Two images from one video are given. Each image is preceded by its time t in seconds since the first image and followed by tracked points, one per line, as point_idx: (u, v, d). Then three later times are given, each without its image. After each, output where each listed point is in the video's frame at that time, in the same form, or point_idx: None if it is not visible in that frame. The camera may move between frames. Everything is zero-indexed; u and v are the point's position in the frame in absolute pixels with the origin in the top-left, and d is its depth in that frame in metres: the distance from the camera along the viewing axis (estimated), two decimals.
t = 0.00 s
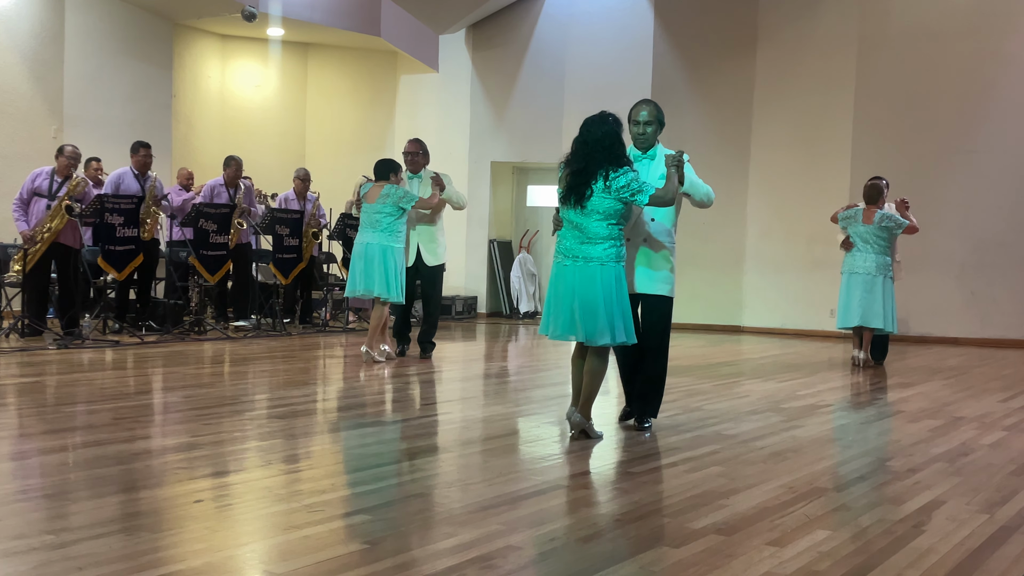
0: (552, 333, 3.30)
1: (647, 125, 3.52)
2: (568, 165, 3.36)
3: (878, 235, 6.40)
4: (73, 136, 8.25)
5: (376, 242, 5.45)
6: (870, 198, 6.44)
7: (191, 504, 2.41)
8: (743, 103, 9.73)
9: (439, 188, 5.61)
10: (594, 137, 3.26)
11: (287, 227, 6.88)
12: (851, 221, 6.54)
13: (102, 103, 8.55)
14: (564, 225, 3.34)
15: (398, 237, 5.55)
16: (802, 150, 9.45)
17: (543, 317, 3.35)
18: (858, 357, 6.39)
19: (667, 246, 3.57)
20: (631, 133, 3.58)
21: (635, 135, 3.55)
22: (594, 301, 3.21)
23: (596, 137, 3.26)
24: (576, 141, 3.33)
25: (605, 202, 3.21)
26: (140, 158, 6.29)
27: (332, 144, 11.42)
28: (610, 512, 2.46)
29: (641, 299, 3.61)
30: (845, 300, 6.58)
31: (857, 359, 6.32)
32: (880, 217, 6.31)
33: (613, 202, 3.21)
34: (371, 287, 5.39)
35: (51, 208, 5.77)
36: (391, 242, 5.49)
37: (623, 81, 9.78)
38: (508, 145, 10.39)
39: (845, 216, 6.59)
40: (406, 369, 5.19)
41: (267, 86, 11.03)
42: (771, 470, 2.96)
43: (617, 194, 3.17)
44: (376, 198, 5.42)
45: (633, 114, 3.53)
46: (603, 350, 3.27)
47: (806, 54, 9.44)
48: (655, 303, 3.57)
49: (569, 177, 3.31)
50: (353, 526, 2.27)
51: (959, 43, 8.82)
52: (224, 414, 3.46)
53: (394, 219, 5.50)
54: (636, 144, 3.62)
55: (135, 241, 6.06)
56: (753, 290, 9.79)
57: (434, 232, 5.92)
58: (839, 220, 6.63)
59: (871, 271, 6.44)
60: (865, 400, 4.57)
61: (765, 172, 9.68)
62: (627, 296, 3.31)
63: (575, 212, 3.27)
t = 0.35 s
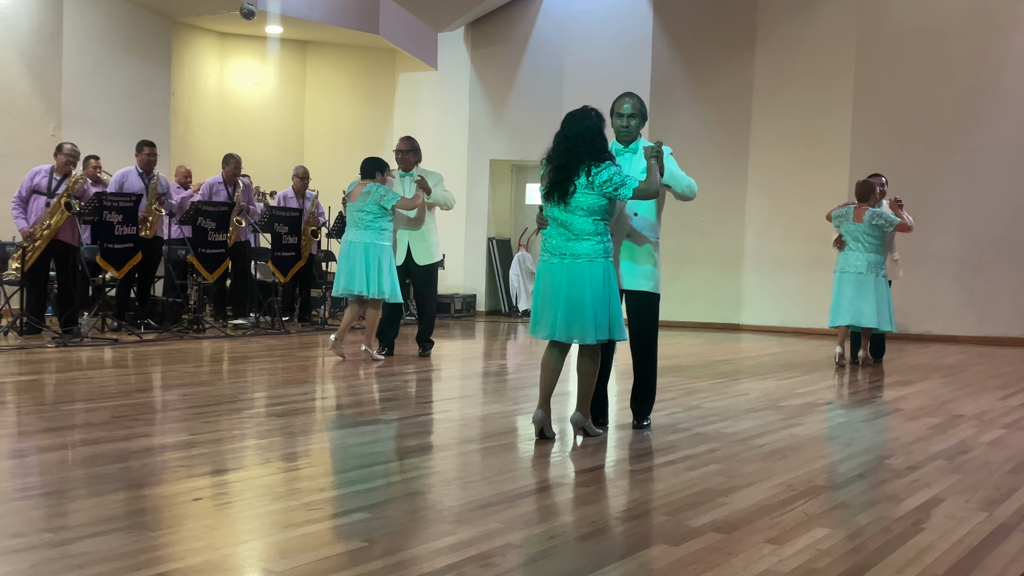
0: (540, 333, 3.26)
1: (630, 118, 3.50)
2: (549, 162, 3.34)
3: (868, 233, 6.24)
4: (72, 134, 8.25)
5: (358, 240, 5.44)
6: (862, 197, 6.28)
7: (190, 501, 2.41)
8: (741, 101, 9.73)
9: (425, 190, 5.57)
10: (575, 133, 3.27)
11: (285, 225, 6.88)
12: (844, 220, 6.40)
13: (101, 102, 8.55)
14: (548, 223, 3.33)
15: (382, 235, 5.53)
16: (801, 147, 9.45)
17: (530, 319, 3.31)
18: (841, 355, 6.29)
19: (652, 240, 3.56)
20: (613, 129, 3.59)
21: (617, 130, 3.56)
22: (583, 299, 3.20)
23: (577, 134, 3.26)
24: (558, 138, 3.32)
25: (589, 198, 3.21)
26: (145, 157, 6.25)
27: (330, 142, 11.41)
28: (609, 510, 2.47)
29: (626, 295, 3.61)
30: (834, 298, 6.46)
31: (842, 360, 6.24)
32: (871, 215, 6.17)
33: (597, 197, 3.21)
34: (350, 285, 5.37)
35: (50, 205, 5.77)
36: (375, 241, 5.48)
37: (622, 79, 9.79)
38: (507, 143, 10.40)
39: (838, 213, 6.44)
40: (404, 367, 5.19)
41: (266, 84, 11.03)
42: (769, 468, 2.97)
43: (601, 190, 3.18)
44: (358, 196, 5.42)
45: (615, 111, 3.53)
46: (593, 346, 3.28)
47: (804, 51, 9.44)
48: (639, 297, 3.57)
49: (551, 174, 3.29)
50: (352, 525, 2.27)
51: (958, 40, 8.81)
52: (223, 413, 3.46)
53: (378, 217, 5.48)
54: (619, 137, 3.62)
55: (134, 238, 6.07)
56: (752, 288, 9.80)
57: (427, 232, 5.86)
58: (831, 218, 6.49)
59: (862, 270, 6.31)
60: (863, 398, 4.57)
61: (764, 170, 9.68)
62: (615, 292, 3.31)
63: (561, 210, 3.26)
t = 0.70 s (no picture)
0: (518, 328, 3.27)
1: (615, 115, 3.50)
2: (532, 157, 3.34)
3: (855, 230, 6.23)
4: (68, 132, 8.24)
5: (335, 235, 5.44)
6: (852, 195, 6.26)
7: (187, 500, 2.41)
8: (738, 99, 9.73)
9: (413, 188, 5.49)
10: (556, 126, 3.26)
11: (282, 224, 6.88)
12: (833, 218, 6.38)
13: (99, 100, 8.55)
14: (531, 218, 3.33)
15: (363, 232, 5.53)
16: (798, 146, 9.45)
17: (505, 313, 3.30)
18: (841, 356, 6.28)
19: (638, 236, 3.57)
20: (598, 125, 3.59)
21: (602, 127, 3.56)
22: (563, 295, 3.21)
23: (559, 127, 3.25)
24: (540, 133, 3.31)
25: (571, 191, 3.21)
26: (146, 157, 6.23)
27: (327, 140, 11.39)
28: (606, 509, 2.47)
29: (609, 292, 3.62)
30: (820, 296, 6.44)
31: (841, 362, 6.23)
32: (859, 213, 6.16)
33: (580, 191, 3.21)
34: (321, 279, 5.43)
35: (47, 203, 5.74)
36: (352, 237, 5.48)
37: (619, 78, 9.80)
38: (505, 141, 10.41)
39: (827, 211, 6.43)
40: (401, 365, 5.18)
41: (262, 82, 11.02)
42: (766, 467, 2.97)
43: (584, 182, 3.19)
44: (339, 190, 5.43)
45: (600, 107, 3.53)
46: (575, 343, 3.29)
47: (801, 50, 9.44)
48: (623, 293, 3.59)
49: (534, 169, 3.30)
50: (348, 523, 2.26)
51: (956, 40, 8.82)
52: (220, 411, 3.46)
53: (358, 212, 5.47)
54: (605, 135, 3.62)
55: (131, 236, 6.08)
56: (749, 287, 9.80)
57: (413, 229, 5.82)
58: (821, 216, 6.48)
59: (848, 268, 6.29)
60: (859, 396, 4.58)
61: (762, 169, 9.68)
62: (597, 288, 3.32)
63: (543, 205, 3.26)
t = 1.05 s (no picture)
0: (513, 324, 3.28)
1: (611, 112, 3.50)
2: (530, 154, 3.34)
3: (847, 227, 6.23)
4: (60, 128, 8.22)
5: (323, 232, 5.45)
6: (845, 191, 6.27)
7: (178, 496, 2.40)
8: (732, 97, 9.73)
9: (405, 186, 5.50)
10: (555, 123, 3.25)
11: (275, 219, 6.87)
12: (827, 214, 6.40)
13: (92, 96, 8.53)
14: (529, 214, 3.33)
15: (351, 229, 5.52)
16: (792, 144, 9.46)
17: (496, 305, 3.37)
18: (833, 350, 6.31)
19: (634, 233, 3.58)
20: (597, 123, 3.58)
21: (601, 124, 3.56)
22: (559, 293, 3.21)
23: (556, 124, 3.25)
24: (538, 130, 3.31)
25: (571, 189, 3.21)
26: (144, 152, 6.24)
27: (321, 137, 11.38)
28: (599, 505, 2.47)
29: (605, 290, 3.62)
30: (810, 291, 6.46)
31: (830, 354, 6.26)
32: (851, 210, 6.16)
33: (580, 188, 3.21)
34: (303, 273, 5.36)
35: (38, 198, 5.70)
36: (337, 233, 5.46)
37: (613, 75, 9.79)
38: (498, 138, 10.40)
39: (822, 206, 6.44)
40: (394, 362, 5.18)
41: (255, 77, 11.00)
42: (759, 464, 2.97)
43: (583, 180, 3.19)
44: (327, 186, 5.45)
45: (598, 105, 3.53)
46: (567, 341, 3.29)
47: (795, 47, 9.43)
48: (619, 291, 3.58)
49: (531, 166, 3.30)
50: (339, 520, 2.26)
51: (949, 37, 8.84)
52: (212, 407, 3.45)
53: (347, 209, 5.47)
54: (601, 132, 3.61)
55: (123, 232, 6.06)
56: (742, 284, 9.82)
57: (408, 226, 5.78)
58: (816, 211, 6.49)
59: (838, 264, 6.31)
60: (852, 393, 4.59)
61: (756, 167, 9.67)
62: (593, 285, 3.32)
63: (541, 202, 3.26)
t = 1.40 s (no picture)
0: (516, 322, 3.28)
1: (606, 111, 3.50)
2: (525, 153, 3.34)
3: (839, 225, 6.26)
4: (49, 123, 8.19)
5: (317, 226, 5.46)
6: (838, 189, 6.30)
7: (167, 492, 2.40)
8: (724, 94, 9.74)
9: (403, 182, 5.52)
10: (552, 122, 3.25)
11: (265, 215, 6.86)
12: (818, 212, 6.43)
13: (83, 92, 8.50)
14: (525, 212, 3.33)
15: (344, 227, 5.56)
16: (784, 142, 9.47)
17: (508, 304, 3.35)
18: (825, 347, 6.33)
19: (627, 229, 3.59)
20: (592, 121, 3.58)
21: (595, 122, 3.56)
22: (559, 290, 3.21)
23: (554, 124, 3.25)
24: (534, 129, 3.31)
25: (568, 187, 3.21)
26: (132, 147, 6.22)
27: (311, 133, 11.34)
28: (588, 501, 2.47)
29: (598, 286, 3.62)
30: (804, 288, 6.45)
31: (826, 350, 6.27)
32: (842, 208, 6.19)
33: (576, 187, 3.21)
34: (305, 272, 5.40)
35: (26, 194, 5.68)
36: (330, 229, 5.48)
37: (604, 72, 9.81)
38: (489, 134, 10.41)
39: (812, 204, 6.46)
40: (384, 357, 5.18)
41: (245, 73, 10.97)
42: (748, 459, 2.98)
43: (580, 179, 3.19)
44: (320, 182, 5.44)
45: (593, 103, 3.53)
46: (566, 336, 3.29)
47: (785, 44, 9.45)
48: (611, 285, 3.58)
49: (527, 165, 3.30)
50: (328, 516, 2.25)
51: (939, 36, 8.87)
52: (201, 402, 3.45)
53: (340, 203, 5.49)
54: (594, 130, 3.62)
55: (111, 228, 6.05)
56: (733, 282, 9.85)
57: (401, 221, 5.77)
58: (807, 209, 6.50)
59: (829, 260, 6.33)
60: (841, 389, 4.61)
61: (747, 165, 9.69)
62: (591, 281, 3.33)
63: (538, 201, 3.26)
